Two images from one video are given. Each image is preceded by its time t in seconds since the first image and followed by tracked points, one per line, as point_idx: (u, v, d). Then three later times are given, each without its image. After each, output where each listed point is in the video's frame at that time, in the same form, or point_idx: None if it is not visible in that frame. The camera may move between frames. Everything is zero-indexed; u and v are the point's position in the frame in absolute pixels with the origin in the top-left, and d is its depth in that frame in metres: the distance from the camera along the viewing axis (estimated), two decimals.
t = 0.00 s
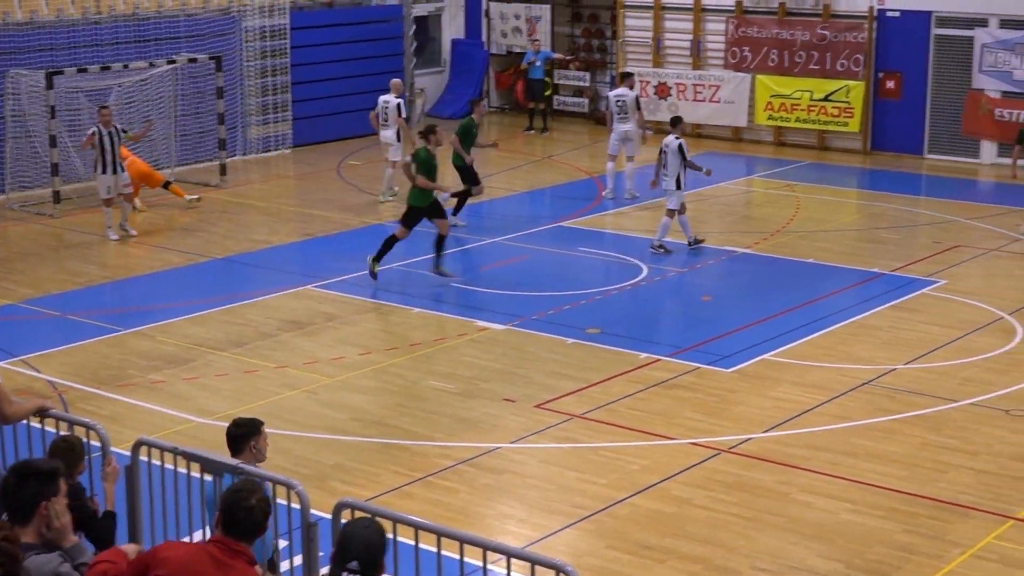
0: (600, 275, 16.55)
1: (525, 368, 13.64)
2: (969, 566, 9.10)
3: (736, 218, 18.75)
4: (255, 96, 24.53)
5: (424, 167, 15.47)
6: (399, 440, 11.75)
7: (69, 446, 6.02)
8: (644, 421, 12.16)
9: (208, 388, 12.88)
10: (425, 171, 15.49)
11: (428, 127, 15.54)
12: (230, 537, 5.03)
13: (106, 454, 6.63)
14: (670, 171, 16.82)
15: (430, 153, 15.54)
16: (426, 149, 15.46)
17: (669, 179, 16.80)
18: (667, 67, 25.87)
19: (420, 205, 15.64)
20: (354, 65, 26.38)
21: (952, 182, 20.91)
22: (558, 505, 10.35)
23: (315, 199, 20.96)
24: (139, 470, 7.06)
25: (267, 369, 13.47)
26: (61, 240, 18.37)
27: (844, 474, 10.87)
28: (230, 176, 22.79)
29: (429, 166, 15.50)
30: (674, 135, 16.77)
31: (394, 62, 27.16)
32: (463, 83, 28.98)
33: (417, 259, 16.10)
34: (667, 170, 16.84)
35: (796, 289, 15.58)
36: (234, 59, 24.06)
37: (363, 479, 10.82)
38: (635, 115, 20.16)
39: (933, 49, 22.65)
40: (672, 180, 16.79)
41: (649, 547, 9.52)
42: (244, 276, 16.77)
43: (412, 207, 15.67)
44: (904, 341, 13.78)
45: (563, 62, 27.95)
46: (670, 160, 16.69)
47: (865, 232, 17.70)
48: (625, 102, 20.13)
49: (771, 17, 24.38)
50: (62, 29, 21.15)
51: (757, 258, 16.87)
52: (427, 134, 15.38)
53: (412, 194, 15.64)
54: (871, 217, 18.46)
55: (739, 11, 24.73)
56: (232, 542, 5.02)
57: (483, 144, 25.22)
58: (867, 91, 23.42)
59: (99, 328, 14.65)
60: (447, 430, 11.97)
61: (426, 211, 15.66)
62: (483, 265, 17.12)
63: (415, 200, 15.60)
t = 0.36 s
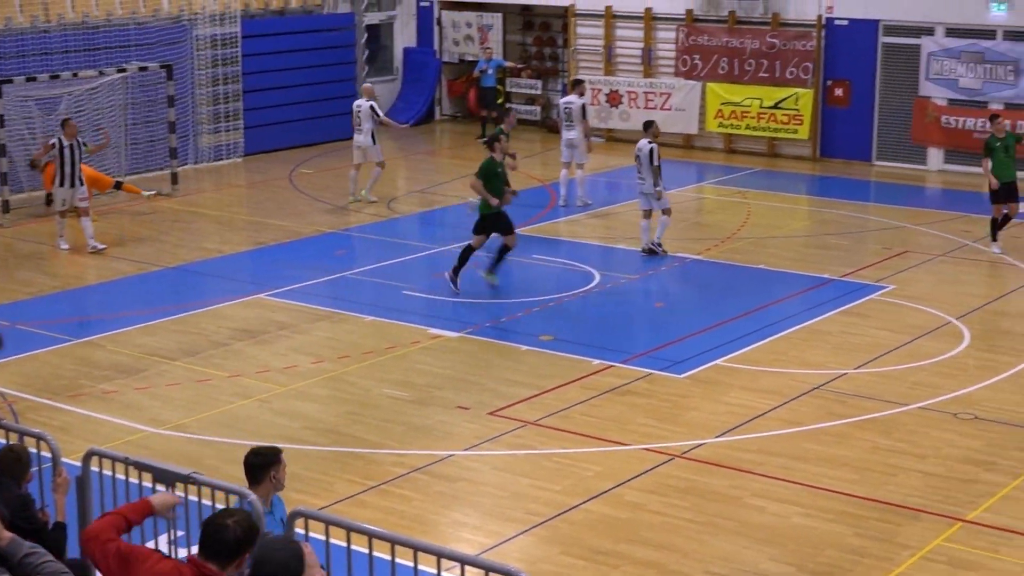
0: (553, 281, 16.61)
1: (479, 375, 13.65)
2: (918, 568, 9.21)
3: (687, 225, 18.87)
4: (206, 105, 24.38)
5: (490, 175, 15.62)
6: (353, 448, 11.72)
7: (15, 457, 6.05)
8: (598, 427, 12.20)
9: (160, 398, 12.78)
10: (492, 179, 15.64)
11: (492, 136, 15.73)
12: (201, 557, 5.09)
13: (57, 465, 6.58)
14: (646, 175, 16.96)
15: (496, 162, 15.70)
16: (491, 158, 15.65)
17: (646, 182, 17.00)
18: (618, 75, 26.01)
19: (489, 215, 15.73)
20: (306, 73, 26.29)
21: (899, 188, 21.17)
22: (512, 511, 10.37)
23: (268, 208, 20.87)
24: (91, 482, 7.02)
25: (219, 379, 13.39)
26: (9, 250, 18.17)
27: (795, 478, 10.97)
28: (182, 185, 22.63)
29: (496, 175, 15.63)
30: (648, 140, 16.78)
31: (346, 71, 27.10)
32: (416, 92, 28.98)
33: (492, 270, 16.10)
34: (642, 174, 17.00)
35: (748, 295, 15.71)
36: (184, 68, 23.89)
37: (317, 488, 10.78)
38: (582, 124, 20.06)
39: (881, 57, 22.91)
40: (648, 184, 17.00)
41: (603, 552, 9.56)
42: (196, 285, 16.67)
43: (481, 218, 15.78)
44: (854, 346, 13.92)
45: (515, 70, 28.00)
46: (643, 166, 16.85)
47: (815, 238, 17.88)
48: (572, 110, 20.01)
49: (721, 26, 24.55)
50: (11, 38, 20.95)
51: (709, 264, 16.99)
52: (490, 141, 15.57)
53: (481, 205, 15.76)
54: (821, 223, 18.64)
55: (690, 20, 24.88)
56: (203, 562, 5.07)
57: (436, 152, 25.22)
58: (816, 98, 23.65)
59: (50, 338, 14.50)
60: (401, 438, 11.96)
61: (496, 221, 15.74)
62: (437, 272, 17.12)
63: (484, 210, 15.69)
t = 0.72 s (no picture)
0: (501, 288, 16.63)
1: (426, 383, 13.64)
2: (863, 570, 9.32)
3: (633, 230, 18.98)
4: (150, 113, 24.16)
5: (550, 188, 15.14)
6: (301, 457, 11.66)
7: None
8: (546, 433, 12.24)
9: (106, 408, 12.65)
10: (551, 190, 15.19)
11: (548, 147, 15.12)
12: None
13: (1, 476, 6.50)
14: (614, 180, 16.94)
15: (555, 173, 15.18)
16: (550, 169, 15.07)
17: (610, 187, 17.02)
18: (564, 82, 26.13)
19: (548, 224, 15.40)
20: (252, 81, 26.15)
21: (842, 194, 21.42)
22: (461, 518, 10.36)
23: (214, 216, 20.73)
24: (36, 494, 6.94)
25: (166, 388, 13.27)
26: None
27: (741, 482, 11.06)
28: (127, 193, 22.42)
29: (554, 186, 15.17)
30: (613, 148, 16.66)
31: (292, 78, 26.99)
32: (362, 99, 28.80)
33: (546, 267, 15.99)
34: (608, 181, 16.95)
35: (694, 300, 15.82)
36: (129, 76, 23.67)
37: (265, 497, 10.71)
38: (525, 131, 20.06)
39: (824, 64, 23.15)
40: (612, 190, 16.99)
41: (552, 559, 9.58)
42: (142, 294, 16.52)
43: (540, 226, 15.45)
44: (800, 351, 14.05)
45: (461, 78, 28.00)
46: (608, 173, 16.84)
47: (760, 243, 18.04)
48: (514, 117, 20.00)
49: (666, 33, 24.69)
50: None
51: (657, 270, 17.08)
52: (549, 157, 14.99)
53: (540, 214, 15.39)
54: (765, 229, 18.81)
55: (635, 27, 25.02)
56: None
57: (383, 159, 25.18)
58: (760, 105, 23.88)
59: None
60: (349, 446, 11.92)
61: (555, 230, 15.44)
62: (384, 280, 17.08)
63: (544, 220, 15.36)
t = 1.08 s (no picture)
0: (446, 294, 16.55)
1: (371, 389, 13.53)
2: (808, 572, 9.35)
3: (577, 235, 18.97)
4: (91, 119, 23.83)
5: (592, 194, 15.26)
6: (246, 464, 11.51)
7: None
8: (492, 438, 12.18)
9: (47, 417, 12.43)
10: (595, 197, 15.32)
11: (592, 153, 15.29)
12: None
13: None
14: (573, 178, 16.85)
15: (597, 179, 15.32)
16: (592, 175, 15.22)
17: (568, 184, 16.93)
18: (507, 88, 26.11)
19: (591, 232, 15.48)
20: (193, 87, 25.87)
21: (785, 197, 21.56)
22: (407, 524, 10.28)
23: (156, 222, 20.47)
24: None
25: (108, 396, 13.05)
26: None
27: (687, 486, 11.07)
28: (66, 200, 22.09)
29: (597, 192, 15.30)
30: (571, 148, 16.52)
31: (234, 84, 26.75)
32: (304, 104, 28.62)
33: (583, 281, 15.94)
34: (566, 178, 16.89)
35: (639, 304, 15.83)
36: (69, 82, 23.33)
37: (209, 505, 10.56)
38: (467, 135, 19.95)
39: (766, 68, 23.30)
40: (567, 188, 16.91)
41: (499, 564, 9.53)
42: (83, 301, 16.26)
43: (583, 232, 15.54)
44: (744, 354, 14.10)
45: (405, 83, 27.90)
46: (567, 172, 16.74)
47: (705, 247, 18.11)
48: (456, 122, 19.88)
49: (608, 38, 24.74)
50: None
51: (602, 274, 17.07)
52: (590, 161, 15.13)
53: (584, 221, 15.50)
54: (709, 233, 18.90)
55: (578, 32, 25.02)
56: None
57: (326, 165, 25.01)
58: (703, 110, 23.99)
59: None
60: (294, 453, 11.79)
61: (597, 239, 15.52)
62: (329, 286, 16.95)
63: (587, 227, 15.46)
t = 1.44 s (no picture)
0: (391, 298, 16.41)
1: (317, 395, 13.37)
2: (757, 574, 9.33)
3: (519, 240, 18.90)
4: (30, 124, 23.44)
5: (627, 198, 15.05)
6: (190, 472, 11.32)
7: None
8: (440, 443, 12.07)
9: None
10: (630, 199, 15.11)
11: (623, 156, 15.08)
12: None
13: None
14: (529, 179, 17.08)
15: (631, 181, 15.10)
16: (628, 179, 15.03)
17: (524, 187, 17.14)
18: (452, 91, 26.03)
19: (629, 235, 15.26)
20: (134, 92, 25.53)
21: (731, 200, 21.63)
22: (354, 531, 10.15)
23: (98, 228, 20.15)
24: None
25: (48, 405, 12.80)
26: None
27: (635, 489, 11.03)
28: (4, 206, 21.70)
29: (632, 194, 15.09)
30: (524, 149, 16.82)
31: (176, 88, 26.44)
32: (247, 109, 28.45)
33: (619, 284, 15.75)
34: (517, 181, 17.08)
35: (585, 308, 15.79)
36: (7, 87, 22.93)
37: (152, 513, 10.37)
38: (412, 139, 19.86)
39: (711, 71, 23.39)
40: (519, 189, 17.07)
41: (446, 570, 9.42)
42: (23, 309, 15.95)
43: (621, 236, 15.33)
44: (691, 357, 14.10)
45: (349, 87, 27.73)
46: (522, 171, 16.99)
47: (651, 250, 18.11)
48: (400, 126, 19.78)
49: (553, 41, 24.72)
50: None
51: (548, 278, 17.01)
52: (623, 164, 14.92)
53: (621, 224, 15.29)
54: (655, 236, 18.91)
55: (522, 36, 25.00)
56: None
57: (270, 170, 24.78)
58: (649, 113, 24.01)
59: None
60: (238, 460, 11.62)
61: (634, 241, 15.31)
62: (273, 291, 16.75)
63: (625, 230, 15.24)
